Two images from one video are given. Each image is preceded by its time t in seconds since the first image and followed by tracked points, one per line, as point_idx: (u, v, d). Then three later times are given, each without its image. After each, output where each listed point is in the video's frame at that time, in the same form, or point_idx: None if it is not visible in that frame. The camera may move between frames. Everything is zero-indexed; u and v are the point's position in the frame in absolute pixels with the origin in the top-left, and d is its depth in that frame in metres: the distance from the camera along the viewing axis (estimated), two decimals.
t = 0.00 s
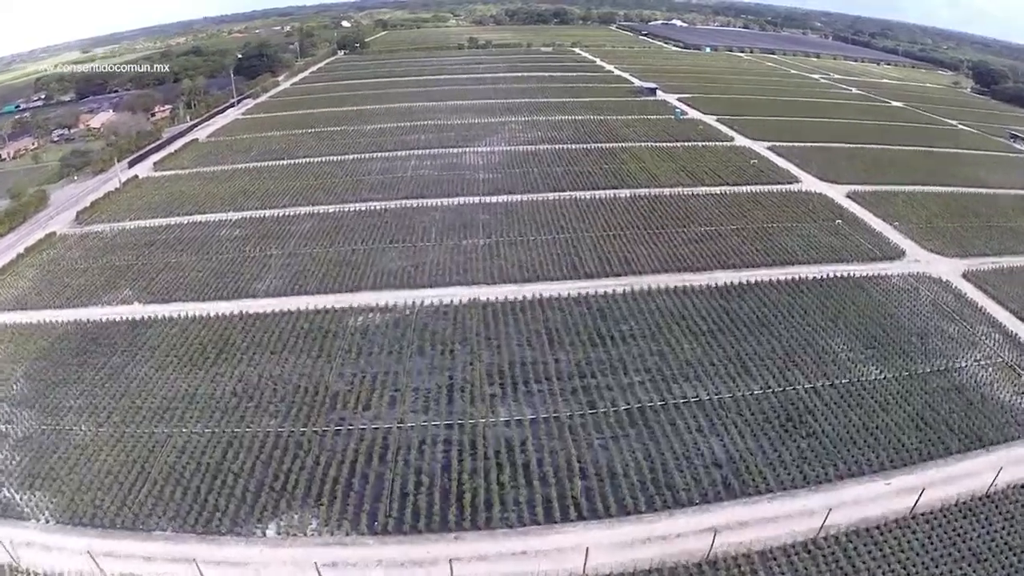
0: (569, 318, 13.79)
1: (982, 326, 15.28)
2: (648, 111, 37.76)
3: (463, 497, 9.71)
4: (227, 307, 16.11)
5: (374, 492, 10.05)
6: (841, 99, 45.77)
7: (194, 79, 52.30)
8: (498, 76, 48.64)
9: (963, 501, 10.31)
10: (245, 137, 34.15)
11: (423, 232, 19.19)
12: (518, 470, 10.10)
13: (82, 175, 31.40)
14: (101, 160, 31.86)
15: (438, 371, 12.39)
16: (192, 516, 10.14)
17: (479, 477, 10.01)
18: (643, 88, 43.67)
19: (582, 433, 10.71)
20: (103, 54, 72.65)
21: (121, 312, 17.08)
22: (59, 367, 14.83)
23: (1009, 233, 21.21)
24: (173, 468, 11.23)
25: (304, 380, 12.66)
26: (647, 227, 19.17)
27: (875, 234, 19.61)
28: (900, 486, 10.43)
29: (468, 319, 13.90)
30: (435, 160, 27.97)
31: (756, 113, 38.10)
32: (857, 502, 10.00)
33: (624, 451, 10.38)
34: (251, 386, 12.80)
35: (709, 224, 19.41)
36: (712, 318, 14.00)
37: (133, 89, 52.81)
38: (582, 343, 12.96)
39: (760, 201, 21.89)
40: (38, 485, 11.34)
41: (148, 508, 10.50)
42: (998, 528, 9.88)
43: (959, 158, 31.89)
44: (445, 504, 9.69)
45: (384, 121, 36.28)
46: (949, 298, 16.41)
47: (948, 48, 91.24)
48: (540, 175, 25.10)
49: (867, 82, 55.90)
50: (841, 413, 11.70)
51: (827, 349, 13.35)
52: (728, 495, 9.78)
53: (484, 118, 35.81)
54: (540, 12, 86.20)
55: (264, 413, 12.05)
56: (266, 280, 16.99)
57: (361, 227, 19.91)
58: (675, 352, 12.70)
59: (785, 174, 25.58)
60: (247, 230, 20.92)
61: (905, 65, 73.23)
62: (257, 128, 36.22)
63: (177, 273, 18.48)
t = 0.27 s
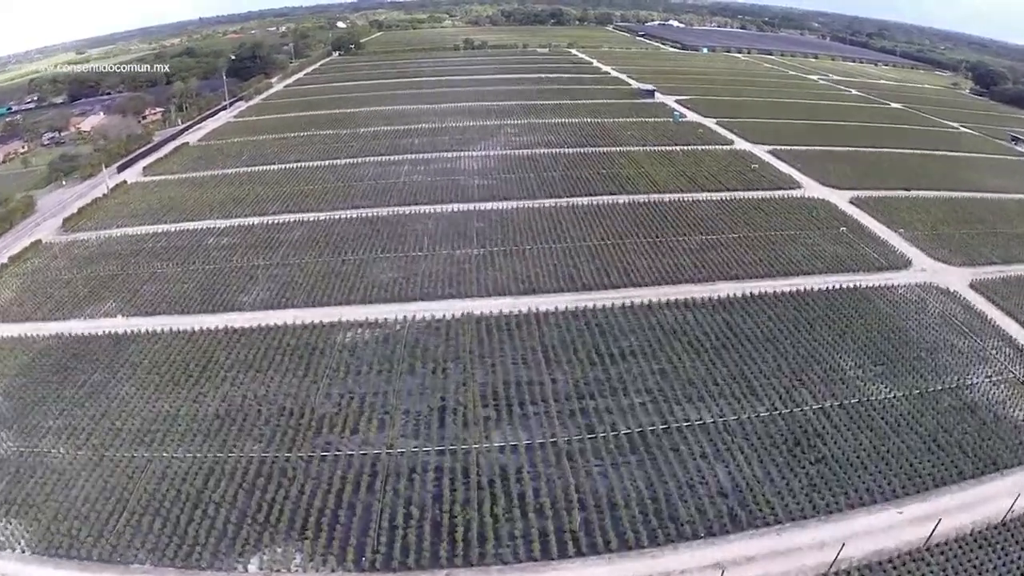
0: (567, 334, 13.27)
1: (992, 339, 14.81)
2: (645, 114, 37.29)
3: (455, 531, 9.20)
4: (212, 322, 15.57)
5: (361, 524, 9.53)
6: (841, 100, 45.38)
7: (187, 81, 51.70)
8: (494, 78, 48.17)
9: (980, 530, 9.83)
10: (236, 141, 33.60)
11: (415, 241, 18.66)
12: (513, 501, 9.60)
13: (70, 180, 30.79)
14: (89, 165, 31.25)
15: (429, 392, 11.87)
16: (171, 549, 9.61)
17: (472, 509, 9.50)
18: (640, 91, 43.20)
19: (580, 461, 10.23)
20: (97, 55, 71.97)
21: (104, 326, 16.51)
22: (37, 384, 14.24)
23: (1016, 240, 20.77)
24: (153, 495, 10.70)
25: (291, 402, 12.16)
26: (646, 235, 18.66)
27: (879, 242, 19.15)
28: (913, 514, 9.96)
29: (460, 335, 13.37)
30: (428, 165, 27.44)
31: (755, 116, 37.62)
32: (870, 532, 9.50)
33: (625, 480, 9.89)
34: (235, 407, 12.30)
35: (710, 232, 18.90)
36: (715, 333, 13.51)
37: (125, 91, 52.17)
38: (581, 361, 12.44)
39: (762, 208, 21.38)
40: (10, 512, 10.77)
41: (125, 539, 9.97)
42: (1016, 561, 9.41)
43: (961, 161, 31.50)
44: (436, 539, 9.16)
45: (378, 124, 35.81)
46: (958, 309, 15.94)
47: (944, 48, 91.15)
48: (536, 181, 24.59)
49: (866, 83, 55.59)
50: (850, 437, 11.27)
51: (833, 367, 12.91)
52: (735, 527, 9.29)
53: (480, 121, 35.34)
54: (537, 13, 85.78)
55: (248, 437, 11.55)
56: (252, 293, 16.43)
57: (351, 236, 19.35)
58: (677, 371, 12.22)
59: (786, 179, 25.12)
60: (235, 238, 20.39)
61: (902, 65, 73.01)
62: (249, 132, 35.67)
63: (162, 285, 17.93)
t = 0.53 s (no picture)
0: (565, 352, 12.74)
1: (1006, 353, 14.29)
2: (644, 116, 36.79)
3: (448, 568, 8.68)
4: (199, 337, 15.01)
5: (350, 559, 9.01)
6: (841, 102, 44.95)
7: (180, 83, 51.09)
8: (491, 79, 47.68)
9: (1000, 561, 9.32)
10: (229, 145, 33.05)
11: (409, 250, 18.12)
12: (509, 535, 9.07)
13: (59, 185, 30.17)
14: (78, 170, 30.65)
15: (422, 414, 11.33)
16: None
17: (467, 543, 8.98)
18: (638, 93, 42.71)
19: (580, 491, 9.72)
20: (91, 56, 71.19)
21: (86, 341, 15.93)
22: (13, 403, 13.63)
23: None
24: (132, 525, 10.17)
25: (278, 425, 11.63)
26: (647, 244, 18.13)
27: (886, 250, 18.65)
28: (930, 545, 9.44)
29: (455, 353, 12.83)
30: (423, 170, 26.88)
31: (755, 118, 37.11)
32: (885, 565, 9.00)
33: (627, 512, 9.38)
34: (220, 430, 11.78)
35: (713, 240, 18.38)
36: (720, 349, 13.02)
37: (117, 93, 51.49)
38: (580, 381, 11.92)
39: (765, 215, 20.87)
40: None
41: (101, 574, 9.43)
42: None
43: (964, 163, 31.07)
44: None
45: (373, 127, 35.30)
46: (969, 321, 15.44)
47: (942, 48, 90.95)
48: (533, 186, 24.06)
49: (865, 84, 55.25)
50: (861, 461, 10.79)
51: (843, 386, 12.43)
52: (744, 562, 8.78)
53: (476, 125, 34.79)
54: (534, 14, 85.35)
55: (233, 462, 11.02)
56: (240, 307, 15.86)
57: (343, 245, 18.78)
58: (681, 391, 11.71)
59: (789, 183, 24.64)
60: (225, 247, 19.85)
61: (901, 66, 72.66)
62: (242, 135, 35.11)
63: (148, 297, 17.35)
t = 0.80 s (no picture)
0: (568, 370, 12.22)
1: None
2: (647, 119, 36.26)
3: None
4: (187, 352, 14.50)
5: None
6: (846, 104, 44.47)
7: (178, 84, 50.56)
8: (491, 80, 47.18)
9: None
10: (225, 148, 32.54)
11: (406, 259, 17.59)
12: (510, 572, 8.58)
13: (51, 189, 29.66)
14: (72, 174, 30.15)
15: (417, 439, 10.83)
16: None
17: None
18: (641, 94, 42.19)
19: (583, 523, 9.23)
20: (89, 55, 70.63)
21: (72, 355, 15.40)
22: None
23: None
24: (114, 557, 9.66)
25: (268, 448, 11.14)
26: (652, 252, 17.59)
27: (898, 260, 18.14)
28: None
29: (452, 371, 12.32)
30: (422, 174, 26.37)
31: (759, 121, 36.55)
32: None
33: (633, 548, 8.89)
34: (208, 453, 11.29)
35: (719, 250, 17.86)
36: (729, 367, 12.54)
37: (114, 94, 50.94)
38: (584, 402, 11.41)
39: (772, 222, 20.32)
40: None
41: None
42: None
43: (973, 167, 30.59)
44: None
45: (372, 129, 34.81)
46: (985, 335, 14.89)
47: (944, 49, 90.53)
48: (534, 192, 23.53)
49: (869, 86, 54.79)
50: (877, 489, 10.29)
51: (857, 408, 11.95)
52: None
53: (476, 127, 34.27)
54: (535, 14, 84.91)
55: (221, 488, 10.52)
56: (229, 319, 15.35)
57: (337, 254, 18.23)
58: (690, 415, 11.24)
59: (796, 189, 24.14)
60: (217, 255, 19.33)
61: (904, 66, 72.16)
62: (238, 137, 34.60)
63: (137, 308, 16.84)
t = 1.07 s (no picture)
0: (570, 391, 11.71)
1: None
2: (649, 122, 35.77)
3: None
4: (175, 369, 13.99)
5: None
6: (850, 106, 43.96)
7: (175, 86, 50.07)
8: (491, 82, 46.71)
9: None
10: (221, 151, 32.09)
11: (402, 269, 17.06)
12: None
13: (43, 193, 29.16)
14: (65, 178, 29.66)
15: (411, 466, 10.33)
16: None
17: None
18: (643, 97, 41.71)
19: (586, 560, 8.71)
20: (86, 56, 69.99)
21: (56, 370, 14.86)
22: None
23: None
24: None
25: (256, 475, 10.64)
26: (656, 262, 17.06)
27: (909, 270, 17.61)
28: None
29: (449, 392, 11.80)
30: (420, 179, 25.92)
31: (763, 124, 36.05)
32: None
33: None
34: (194, 479, 10.79)
35: (725, 260, 17.34)
36: (739, 387, 12.03)
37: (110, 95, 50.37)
38: (586, 426, 10.90)
39: (779, 231, 19.80)
40: None
41: None
42: None
43: (981, 171, 30.08)
44: None
45: (370, 132, 34.36)
46: (1002, 350, 14.35)
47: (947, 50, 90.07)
48: (534, 198, 23.04)
49: (873, 87, 54.31)
50: (894, 518, 9.78)
51: (872, 431, 11.45)
52: None
53: (476, 130, 33.76)
54: (536, 14, 84.52)
55: (207, 517, 10.01)
56: (218, 334, 14.84)
57: (332, 264, 17.72)
58: (698, 440, 10.73)
59: (802, 195, 23.63)
60: (209, 264, 18.83)
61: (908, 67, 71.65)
62: (234, 140, 34.13)
63: (125, 321, 16.32)
